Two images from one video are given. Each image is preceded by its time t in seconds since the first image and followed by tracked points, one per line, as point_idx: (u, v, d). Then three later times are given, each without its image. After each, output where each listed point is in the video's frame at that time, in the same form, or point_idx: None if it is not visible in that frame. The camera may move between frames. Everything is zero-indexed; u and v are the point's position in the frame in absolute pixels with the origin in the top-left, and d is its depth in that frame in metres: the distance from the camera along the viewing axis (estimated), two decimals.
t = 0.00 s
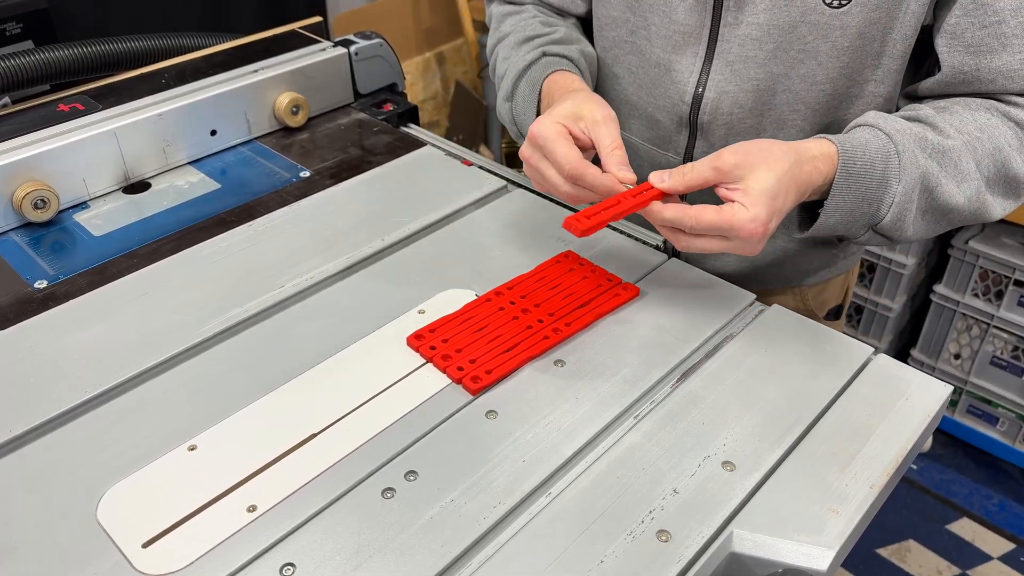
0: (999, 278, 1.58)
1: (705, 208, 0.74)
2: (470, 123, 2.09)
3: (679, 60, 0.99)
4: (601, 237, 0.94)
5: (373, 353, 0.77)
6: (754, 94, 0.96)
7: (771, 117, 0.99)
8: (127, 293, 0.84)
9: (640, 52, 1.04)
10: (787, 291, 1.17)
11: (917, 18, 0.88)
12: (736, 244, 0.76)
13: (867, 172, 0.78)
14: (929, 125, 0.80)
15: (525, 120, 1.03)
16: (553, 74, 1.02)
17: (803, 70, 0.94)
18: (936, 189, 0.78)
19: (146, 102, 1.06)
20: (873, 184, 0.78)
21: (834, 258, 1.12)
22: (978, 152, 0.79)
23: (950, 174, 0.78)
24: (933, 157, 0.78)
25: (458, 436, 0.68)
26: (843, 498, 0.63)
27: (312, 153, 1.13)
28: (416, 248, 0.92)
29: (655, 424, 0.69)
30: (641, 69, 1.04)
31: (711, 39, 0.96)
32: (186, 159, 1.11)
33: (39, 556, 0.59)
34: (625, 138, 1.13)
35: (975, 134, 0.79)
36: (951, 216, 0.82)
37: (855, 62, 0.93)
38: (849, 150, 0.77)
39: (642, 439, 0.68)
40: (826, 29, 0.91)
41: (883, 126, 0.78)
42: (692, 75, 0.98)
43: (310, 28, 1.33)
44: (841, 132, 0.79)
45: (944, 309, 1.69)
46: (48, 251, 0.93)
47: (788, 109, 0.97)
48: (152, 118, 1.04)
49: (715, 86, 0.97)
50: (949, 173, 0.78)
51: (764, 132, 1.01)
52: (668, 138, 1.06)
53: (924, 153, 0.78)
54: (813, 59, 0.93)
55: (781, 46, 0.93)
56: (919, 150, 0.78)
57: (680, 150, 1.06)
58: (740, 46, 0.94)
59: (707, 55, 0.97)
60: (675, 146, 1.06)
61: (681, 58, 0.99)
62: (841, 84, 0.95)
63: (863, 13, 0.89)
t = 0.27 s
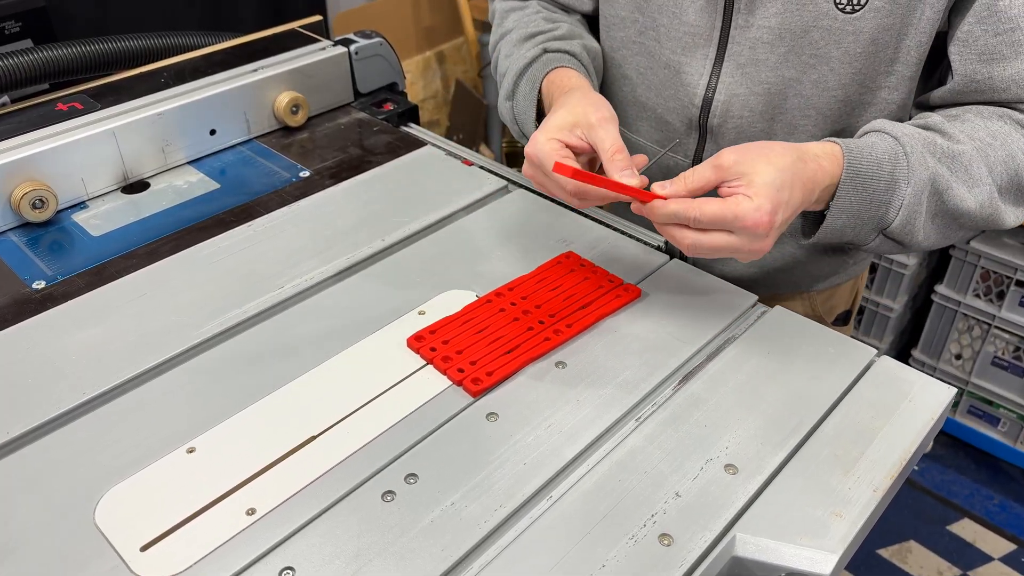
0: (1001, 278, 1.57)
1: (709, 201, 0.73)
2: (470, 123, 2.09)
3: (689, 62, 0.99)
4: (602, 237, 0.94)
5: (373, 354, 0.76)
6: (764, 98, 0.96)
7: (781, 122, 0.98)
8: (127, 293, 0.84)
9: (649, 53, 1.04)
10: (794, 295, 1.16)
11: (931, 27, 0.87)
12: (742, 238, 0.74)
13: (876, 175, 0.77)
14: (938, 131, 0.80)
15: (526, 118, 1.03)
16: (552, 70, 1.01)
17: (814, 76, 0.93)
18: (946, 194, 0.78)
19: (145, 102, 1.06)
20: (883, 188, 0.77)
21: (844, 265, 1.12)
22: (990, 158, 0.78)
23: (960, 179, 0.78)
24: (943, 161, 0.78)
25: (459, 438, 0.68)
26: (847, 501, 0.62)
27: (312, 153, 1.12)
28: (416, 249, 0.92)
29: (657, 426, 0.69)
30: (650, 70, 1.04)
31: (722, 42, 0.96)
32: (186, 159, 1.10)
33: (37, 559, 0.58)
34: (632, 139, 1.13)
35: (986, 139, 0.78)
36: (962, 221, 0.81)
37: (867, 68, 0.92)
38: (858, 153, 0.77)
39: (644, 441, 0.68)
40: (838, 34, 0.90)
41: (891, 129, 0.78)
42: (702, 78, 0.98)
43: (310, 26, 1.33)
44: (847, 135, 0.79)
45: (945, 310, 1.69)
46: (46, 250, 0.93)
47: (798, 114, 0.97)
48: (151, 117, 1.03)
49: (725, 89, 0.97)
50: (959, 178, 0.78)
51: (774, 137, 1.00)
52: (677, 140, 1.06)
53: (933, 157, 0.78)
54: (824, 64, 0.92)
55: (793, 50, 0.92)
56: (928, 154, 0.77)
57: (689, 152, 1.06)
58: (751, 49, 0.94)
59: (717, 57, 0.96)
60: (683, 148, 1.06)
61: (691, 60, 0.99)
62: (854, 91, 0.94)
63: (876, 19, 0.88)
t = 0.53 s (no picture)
0: (1001, 278, 1.57)
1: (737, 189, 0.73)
2: (470, 123, 2.08)
3: (692, 58, 0.99)
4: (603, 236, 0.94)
5: (373, 353, 0.76)
6: (768, 95, 0.96)
7: (785, 120, 0.98)
8: (127, 292, 0.84)
9: (651, 48, 1.04)
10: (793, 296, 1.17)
11: (938, 23, 0.87)
12: (762, 234, 0.76)
13: (909, 168, 0.76)
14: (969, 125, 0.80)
15: (501, 105, 1.00)
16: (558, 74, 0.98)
17: (819, 73, 0.93)
18: (973, 189, 0.78)
19: (145, 100, 1.06)
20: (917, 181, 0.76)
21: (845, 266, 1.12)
22: (1019, 153, 0.78)
23: (991, 174, 0.78)
24: (973, 155, 0.78)
25: (459, 437, 0.68)
26: (847, 500, 0.62)
27: (312, 152, 1.12)
28: (416, 248, 0.92)
29: (657, 426, 0.69)
30: (652, 66, 1.04)
31: (724, 38, 0.95)
32: (186, 158, 1.10)
33: (37, 558, 0.58)
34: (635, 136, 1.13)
35: (1014, 134, 0.78)
36: (988, 218, 0.81)
37: (872, 66, 0.92)
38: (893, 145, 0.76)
39: (645, 440, 0.67)
40: (843, 31, 0.90)
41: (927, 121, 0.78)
42: (705, 74, 0.98)
43: (311, 25, 1.33)
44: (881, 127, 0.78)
45: (945, 309, 1.69)
46: (46, 249, 0.93)
47: (803, 112, 0.97)
48: (151, 116, 1.03)
49: (728, 86, 0.97)
50: (990, 173, 0.78)
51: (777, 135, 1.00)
52: (679, 137, 1.06)
53: (965, 151, 0.78)
54: (829, 62, 0.92)
55: (797, 47, 0.92)
56: (961, 149, 0.77)
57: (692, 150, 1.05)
58: (754, 46, 0.94)
59: (720, 53, 0.96)
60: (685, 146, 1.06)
61: (693, 56, 0.99)
62: (858, 89, 0.94)
63: (882, 16, 0.88)
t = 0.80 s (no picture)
0: (1002, 278, 1.57)
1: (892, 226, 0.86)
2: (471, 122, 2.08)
3: (697, 60, 0.99)
4: (603, 235, 0.94)
5: (374, 352, 0.76)
6: (772, 97, 0.97)
7: (789, 121, 0.98)
8: (127, 291, 0.84)
9: (653, 52, 1.03)
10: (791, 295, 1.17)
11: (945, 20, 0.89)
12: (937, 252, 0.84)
13: None
14: None
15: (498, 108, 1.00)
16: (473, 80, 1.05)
17: (824, 74, 0.94)
18: None
19: (146, 100, 1.06)
20: None
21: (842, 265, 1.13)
22: None
23: None
24: None
25: (459, 436, 0.68)
26: (847, 499, 0.62)
27: (313, 151, 1.12)
28: (417, 247, 0.92)
29: (657, 424, 0.69)
30: (653, 71, 1.04)
31: (731, 42, 0.96)
32: (186, 157, 1.10)
33: (37, 556, 0.58)
34: (635, 135, 1.12)
35: None
36: None
37: (875, 65, 0.93)
38: None
39: (645, 439, 0.68)
40: (849, 31, 0.91)
41: None
42: (710, 76, 0.98)
43: (311, 25, 1.33)
44: None
45: (946, 309, 1.69)
46: (47, 248, 0.93)
47: (807, 114, 0.97)
48: (152, 115, 1.04)
49: (733, 88, 0.97)
50: None
51: (780, 136, 1.00)
52: (680, 138, 1.06)
53: None
54: (833, 62, 0.93)
55: (802, 48, 0.93)
56: None
57: (694, 151, 1.05)
58: (761, 48, 0.95)
59: (726, 55, 0.97)
60: (687, 147, 1.06)
61: (699, 59, 0.99)
62: (861, 88, 0.95)
63: (887, 13, 0.90)
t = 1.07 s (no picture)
0: (1004, 278, 1.57)
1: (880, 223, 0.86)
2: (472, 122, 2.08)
3: (694, 60, 0.99)
4: (604, 235, 0.94)
5: (375, 352, 0.76)
6: (768, 97, 0.97)
7: (785, 120, 0.98)
8: (129, 292, 0.84)
9: (650, 51, 1.03)
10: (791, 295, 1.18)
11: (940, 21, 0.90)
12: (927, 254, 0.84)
13: None
14: None
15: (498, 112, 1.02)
16: (467, 78, 1.05)
17: (820, 73, 0.94)
18: None
19: (147, 100, 1.06)
20: None
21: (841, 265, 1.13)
22: None
23: None
24: None
25: (460, 437, 0.68)
26: (848, 500, 0.62)
27: (314, 151, 1.12)
28: (418, 247, 0.92)
29: (658, 425, 0.69)
30: (650, 69, 1.04)
31: (728, 42, 0.96)
32: (187, 158, 1.10)
33: (38, 557, 0.58)
34: (631, 134, 1.12)
35: None
36: None
37: (869, 64, 0.94)
38: None
39: (646, 440, 0.67)
40: (846, 30, 0.92)
41: None
42: (707, 75, 0.98)
43: (312, 25, 1.33)
44: None
45: (947, 309, 1.68)
46: (48, 249, 0.93)
47: (802, 112, 0.98)
48: (153, 116, 1.04)
49: (730, 88, 0.97)
50: None
51: (775, 135, 1.00)
52: (677, 136, 1.05)
53: None
54: (829, 61, 0.93)
55: (799, 48, 0.93)
56: None
57: (689, 149, 1.05)
58: (758, 47, 0.95)
59: (724, 55, 0.97)
60: (683, 146, 1.06)
61: (696, 58, 0.99)
62: (855, 86, 0.95)
63: (884, 14, 0.90)
